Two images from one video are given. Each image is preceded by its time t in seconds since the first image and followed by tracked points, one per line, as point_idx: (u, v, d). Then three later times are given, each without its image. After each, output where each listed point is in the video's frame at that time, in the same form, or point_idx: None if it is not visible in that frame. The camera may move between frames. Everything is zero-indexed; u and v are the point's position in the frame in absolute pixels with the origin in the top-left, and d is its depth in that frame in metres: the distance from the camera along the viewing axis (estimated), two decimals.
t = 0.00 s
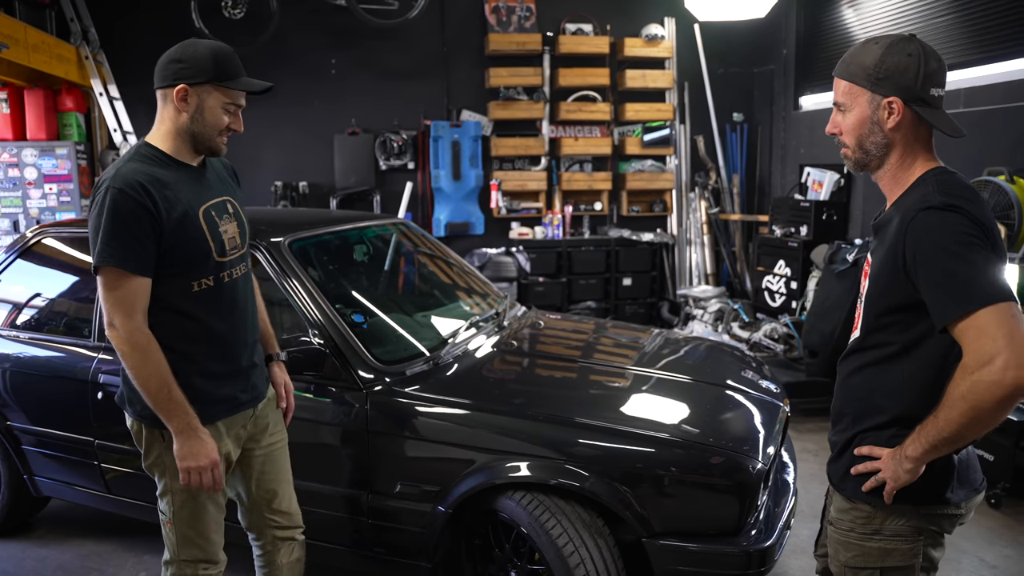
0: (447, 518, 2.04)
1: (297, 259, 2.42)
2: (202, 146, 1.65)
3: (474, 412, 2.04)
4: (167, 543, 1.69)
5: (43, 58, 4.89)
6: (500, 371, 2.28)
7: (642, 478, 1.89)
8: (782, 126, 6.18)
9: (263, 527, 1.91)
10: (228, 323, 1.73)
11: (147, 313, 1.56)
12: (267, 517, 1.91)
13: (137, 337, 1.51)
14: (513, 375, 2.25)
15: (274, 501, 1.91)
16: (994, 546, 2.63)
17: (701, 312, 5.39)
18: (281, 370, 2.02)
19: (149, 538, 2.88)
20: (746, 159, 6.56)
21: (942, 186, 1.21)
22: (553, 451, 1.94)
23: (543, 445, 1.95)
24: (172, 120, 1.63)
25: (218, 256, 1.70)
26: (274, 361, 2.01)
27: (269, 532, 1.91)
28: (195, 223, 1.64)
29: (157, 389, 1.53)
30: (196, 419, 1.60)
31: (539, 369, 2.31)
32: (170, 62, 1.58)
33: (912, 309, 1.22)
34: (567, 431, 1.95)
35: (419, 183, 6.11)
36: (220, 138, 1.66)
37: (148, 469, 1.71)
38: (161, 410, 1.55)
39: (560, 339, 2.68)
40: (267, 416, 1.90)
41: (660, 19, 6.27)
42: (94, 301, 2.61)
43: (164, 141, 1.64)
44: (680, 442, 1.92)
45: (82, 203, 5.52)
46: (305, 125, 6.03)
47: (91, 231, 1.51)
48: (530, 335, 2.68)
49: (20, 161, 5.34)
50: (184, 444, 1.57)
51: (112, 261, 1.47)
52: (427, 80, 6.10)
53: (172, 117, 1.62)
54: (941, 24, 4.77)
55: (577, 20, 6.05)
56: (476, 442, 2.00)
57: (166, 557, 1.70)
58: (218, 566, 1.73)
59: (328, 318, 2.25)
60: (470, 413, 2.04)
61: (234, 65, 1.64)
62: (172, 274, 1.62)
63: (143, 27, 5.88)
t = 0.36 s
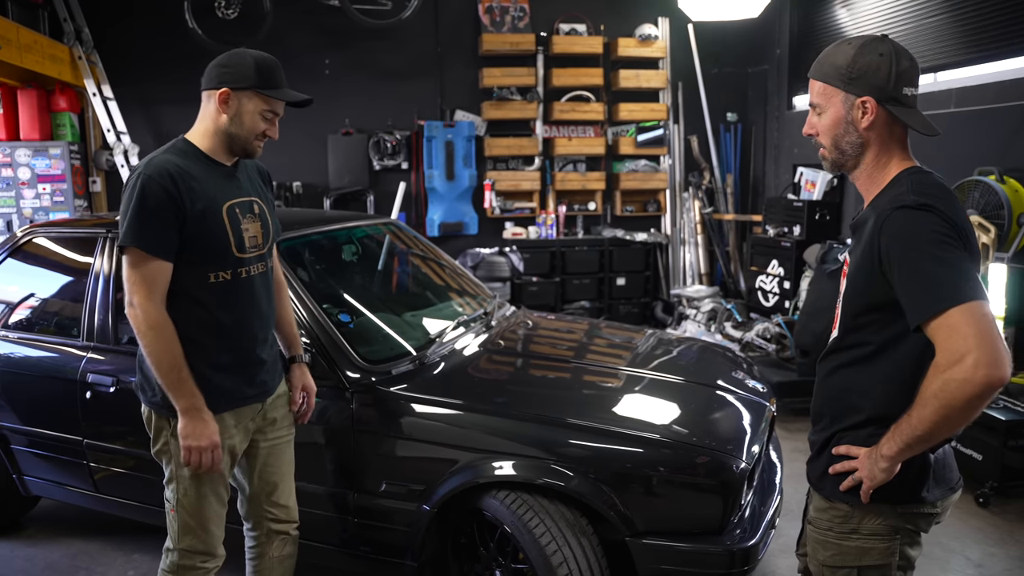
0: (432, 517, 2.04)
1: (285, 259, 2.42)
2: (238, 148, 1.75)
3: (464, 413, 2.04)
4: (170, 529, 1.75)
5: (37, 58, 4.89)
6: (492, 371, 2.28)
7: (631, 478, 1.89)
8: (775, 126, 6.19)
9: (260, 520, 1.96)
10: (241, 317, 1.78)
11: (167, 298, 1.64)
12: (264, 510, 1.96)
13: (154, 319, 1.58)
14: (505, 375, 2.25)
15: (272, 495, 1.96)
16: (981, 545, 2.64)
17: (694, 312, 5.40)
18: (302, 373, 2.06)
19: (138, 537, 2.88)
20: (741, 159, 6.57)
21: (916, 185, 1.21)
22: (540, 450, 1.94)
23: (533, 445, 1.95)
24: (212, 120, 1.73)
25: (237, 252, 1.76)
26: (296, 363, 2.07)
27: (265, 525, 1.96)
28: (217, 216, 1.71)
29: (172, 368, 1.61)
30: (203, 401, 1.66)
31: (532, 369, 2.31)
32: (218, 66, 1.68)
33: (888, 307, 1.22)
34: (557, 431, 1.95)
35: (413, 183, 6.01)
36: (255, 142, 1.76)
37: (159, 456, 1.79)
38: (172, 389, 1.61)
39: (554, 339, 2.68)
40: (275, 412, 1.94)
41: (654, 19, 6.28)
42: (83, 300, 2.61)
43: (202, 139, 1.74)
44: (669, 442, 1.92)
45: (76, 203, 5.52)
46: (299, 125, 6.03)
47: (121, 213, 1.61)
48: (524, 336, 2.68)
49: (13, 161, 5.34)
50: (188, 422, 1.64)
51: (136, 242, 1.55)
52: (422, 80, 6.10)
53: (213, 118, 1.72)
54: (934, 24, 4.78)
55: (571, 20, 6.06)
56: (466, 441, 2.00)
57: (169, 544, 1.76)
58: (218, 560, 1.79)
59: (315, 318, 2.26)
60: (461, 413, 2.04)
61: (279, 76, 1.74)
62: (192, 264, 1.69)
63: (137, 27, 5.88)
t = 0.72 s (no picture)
0: (418, 516, 2.04)
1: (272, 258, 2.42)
2: (251, 146, 1.79)
3: (455, 413, 2.03)
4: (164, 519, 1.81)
5: (30, 58, 4.88)
6: (484, 371, 2.27)
7: (619, 478, 1.89)
8: (767, 125, 6.20)
9: (248, 513, 1.97)
10: (244, 311, 1.80)
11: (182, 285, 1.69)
12: (252, 503, 1.97)
13: (168, 302, 1.63)
14: (499, 375, 2.24)
15: (260, 488, 1.97)
16: (969, 544, 2.64)
17: (688, 311, 5.41)
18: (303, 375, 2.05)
19: (127, 536, 2.88)
20: (735, 159, 6.57)
21: (892, 183, 1.21)
22: (527, 450, 1.94)
23: (522, 445, 1.94)
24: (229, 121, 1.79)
25: (244, 247, 1.78)
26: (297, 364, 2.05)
27: (252, 519, 1.97)
28: (227, 211, 1.75)
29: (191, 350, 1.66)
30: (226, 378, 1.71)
31: (526, 369, 2.31)
32: (231, 67, 1.74)
33: (863, 306, 1.22)
34: (547, 431, 1.95)
35: (407, 183, 6.08)
36: (268, 139, 1.79)
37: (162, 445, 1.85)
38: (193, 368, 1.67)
39: (547, 340, 2.67)
40: (271, 409, 1.92)
41: (648, 19, 6.28)
42: (73, 299, 2.60)
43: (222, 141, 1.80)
44: (659, 442, 1.92)
45: (70, 203, 5.52)
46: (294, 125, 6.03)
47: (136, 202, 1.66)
48: (517, 337, 2.67)
49: (7, 161, 5.33)
50: (214, 399, 1.69)
51: (147, 229, 1.61)
52: (415, 80, 6.10)
53: (229, 119, 1.78)
54: (926, 24, 4.79)
55: (565, 19, 6.05)
56: (457, 441, 2.00)
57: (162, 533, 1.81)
58: (210, 556, 1.84)
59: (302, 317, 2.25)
60: (452, 413, 2.03)
61: (291, 76, 1.77)
62: (201, 256, 1.72)
63: (131, 27, 5.88)
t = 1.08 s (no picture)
0: (409, 515, 2.04)
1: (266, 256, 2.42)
2: (236, 134, 1.76)
3: (452, 413, 2.02)
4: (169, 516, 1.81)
5: (29, 57, 4.89)
6: (483, 371, 2.26)
7: (614, 478, 1.87)
8: (767, 125, 6.18)
9: (246, 511, 1.97)
10: (239, 310, 1.78)
11: (180, 281, 1.70)
12: (251, 501, 1.96)
13: (161, 300, 1.63)
14: (499, 375, 2.23)
15: (259, 487, 1.96)
16: (968, 545, 2.62)
17: (688, 311, 5.39)
18: (313, 376, 2.04)
19: (122, 535, 2.88)
20: (735, 159, 6.56)
21: (884, 181, 1.20)
22: (521, 450, 1.92)
23: (516, 444, 1.93)
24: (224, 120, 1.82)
25: (244, 245, 1.76)
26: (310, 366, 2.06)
27: (250, 517, 1.97)
28: (226, 209, 1.73)
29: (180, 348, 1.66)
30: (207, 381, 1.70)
31: (525, 369, 2.30)
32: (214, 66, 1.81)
33: (854, 305, 1.21)
34: (544, 432, 1.93)
35: (407, 182, 6.09)
36: (245, 121, 1.75)
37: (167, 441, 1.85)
38: (178, 365, 1.66)
39: (547, 340, 2.66)
40: (276, 409, 1.92)
41: (648, 18, 6.27)
42: (68, 298, 2.60)
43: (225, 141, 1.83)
44: (655, 443, 1.91)
45: (70, 202, 5.52)
46: (294, 124, 6.03)
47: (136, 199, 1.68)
48: (516, 337, 2.66)
49: (7, 161, 5.34)
50: (193, 400, 1.68)
51: (142, 226, 1.62)
52: (415, 80, 6.10)
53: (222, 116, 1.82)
54: (926, 22, 4.76)
55: (564, 19, 6.04)
56: (454, 442, 1.98)
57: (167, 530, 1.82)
58: (210, 556, 1.83)
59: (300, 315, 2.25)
60: (448, 413, 2.02)
61: (259, 54, 1.75)
62: (199, 254, 1.71)
63: (130, 27, 5.89)
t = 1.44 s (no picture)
0: (408, 514, 2.03)
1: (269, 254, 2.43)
2: (230, 133, 1.76)
3: (456, 413, 2.01)
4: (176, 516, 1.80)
5: (37, 57, 4.92)
6: (489, 371, 2.25)
7: (617, 479, 1.86)
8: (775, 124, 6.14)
9: (249, 511, 1.96)
10: (240, 309, 1.78)
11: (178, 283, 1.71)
12: (254, 501, 1.96)
13: (158, 301, 1.65)
14: (505, 376, 2.22)
15: (261, 486, 1.96)
16: (975, 549, 2.59)
17: (695, 311, 5.37)
18: (329, 370, 2.06)
19: (124, 533, 2.89)
20: (743, 158, 6.52)
21: (882, 180, 1.18)
22: (522, 451, 1.91)
23: (518, 445, 1.92)
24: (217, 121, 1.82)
25: (242, 244, 1.76)
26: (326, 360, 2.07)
27: (252, 516, 1.97)
28: (222, 209, 1.73)
29: (175, 349, 1.67)
30: (199, 383, 1.70)
31: (531, 370, 2.29)
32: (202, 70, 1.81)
33: (852, 304, 1.19)
34: (548, 433, 1.92)
35: (413, 182, 6.04)
36: (236, 119, 1.74)
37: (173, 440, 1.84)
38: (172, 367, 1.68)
39: (553, 340, 2.65)
40: (280, 408, 1.92)
41: (656, 18, 6.25)
42: (71, 296, 2.62)
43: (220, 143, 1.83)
44: (658, 445, 1.89)
45: (78, 201, 5.56)
46: (301, 124, 6.04)
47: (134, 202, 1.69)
48: (523, 337, 2.65)
49: (16, 160, 5.39)
50: (183, 402, 1.69)
51: (139, 230, 1.63)
52: (421, 79, 6.10)
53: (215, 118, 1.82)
54: (936, 20, 4.72)
55: (571, 18, 6.03)
56: (458, 442, 1.97)
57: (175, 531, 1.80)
58: (220, 557, 1.82)
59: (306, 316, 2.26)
60: (453, 413, 2.01)
61: (243, 51, 1.74)
62: (197, 254, 1.72)
63: (137, 27, 5.92)
